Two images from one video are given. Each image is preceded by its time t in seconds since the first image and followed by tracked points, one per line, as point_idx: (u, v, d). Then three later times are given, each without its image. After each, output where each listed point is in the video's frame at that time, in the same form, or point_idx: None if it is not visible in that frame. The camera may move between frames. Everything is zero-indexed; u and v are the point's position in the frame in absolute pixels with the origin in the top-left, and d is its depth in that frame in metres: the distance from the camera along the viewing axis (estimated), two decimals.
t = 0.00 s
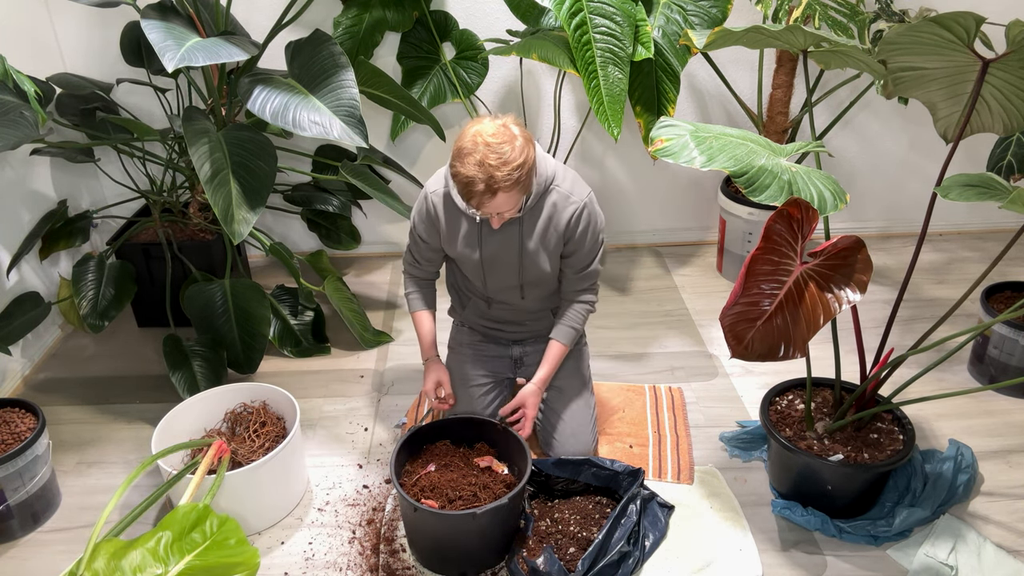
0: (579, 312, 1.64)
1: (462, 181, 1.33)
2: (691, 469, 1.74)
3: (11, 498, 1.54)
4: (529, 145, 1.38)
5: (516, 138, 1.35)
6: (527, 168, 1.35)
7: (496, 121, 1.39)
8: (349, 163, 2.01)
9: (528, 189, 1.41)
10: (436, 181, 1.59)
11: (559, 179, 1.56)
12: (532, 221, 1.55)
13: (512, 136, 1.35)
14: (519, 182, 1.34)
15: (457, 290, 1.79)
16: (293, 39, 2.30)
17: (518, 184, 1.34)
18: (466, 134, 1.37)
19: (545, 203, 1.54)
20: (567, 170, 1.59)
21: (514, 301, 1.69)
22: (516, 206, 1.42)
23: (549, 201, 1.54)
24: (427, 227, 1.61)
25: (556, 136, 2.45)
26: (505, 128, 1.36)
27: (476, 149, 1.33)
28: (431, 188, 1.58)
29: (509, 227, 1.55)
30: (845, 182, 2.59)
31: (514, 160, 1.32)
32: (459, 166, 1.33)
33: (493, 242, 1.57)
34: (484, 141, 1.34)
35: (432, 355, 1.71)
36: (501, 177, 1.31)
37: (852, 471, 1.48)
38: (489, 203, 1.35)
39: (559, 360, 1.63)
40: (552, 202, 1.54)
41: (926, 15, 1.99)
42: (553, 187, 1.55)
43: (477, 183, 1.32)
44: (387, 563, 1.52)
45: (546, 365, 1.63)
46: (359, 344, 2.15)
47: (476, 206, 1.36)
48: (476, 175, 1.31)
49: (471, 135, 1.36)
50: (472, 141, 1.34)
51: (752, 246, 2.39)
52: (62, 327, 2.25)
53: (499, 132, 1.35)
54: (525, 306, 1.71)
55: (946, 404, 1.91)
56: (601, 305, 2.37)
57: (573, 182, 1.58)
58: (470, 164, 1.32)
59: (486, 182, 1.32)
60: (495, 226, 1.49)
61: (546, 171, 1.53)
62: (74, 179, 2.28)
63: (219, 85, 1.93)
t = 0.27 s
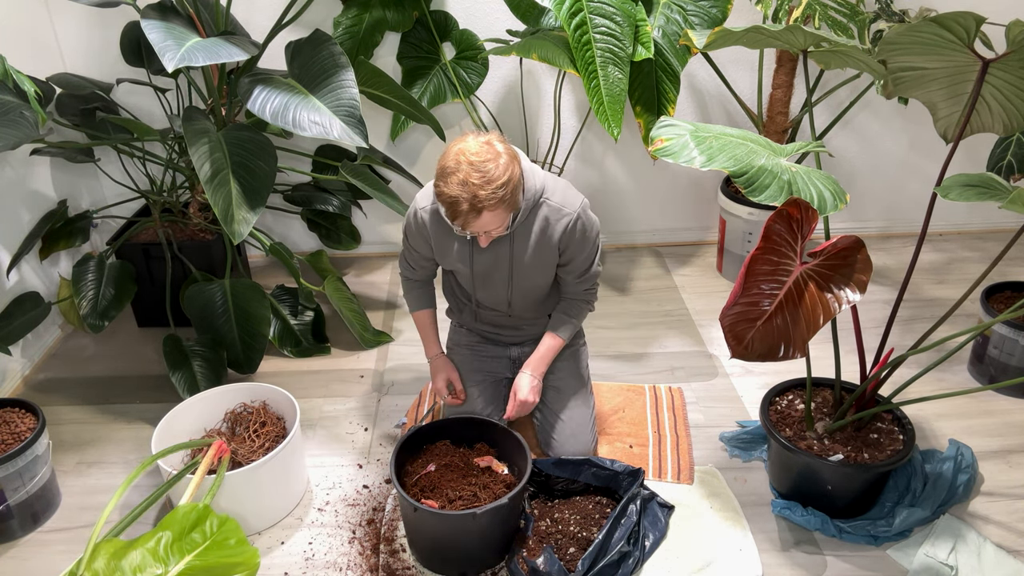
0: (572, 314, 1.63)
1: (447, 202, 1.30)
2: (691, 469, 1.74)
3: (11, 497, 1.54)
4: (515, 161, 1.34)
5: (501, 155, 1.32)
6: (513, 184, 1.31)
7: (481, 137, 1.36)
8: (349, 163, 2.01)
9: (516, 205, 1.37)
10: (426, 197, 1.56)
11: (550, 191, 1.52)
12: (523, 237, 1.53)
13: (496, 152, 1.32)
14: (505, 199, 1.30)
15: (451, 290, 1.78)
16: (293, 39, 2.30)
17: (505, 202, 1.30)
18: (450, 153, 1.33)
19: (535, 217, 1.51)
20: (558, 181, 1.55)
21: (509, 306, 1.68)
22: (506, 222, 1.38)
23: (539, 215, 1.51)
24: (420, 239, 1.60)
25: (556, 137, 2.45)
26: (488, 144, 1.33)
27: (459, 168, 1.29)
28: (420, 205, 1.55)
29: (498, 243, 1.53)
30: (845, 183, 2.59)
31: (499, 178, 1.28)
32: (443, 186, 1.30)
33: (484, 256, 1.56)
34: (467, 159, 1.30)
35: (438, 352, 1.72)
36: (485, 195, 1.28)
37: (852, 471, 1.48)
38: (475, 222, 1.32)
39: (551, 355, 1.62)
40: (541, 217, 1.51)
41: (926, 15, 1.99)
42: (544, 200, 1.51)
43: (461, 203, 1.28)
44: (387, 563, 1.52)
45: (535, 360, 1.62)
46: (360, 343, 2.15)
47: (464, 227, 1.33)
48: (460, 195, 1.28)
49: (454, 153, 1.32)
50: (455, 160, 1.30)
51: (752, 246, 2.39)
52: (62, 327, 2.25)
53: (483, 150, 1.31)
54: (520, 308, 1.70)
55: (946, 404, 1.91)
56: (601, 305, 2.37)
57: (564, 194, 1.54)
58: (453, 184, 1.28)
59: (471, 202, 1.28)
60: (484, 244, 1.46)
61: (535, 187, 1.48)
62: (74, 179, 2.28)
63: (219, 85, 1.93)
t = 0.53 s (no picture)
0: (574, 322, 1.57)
1: (438, 204, 1.29)
2: (691, 469, 1.74)
3: (11, 498, 1.54)
4: (506, 164, 1.33)
5: (492, 157, 1.30)
6: (504, 186, 1.30)
7: (472, 140, 1.34)
8: (349, 163, 2.01)
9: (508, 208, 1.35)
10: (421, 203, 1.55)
11: (545, 198, 1.50)
12: (517, 243, 1.51)
13: (487, 154, 1.31)
14: (496, 202, 1.29)
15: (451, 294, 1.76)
16: (293, 39, 2.30)
17: (496, 204, 1.29)
18: (441, 154, 1.32)
19: (528, 224, 1.49)
20: (553, 187, 1.53)
21: (506, 311, 1.67)
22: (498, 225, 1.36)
23: (533, 221, 1.49)
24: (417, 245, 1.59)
25: (556, 136, 2.45)
26: (480, 147, 1.32)
27: (450, 169, 1.27)
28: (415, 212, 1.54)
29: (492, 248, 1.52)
30: (845, 183, 2.59)
31: (489, 180, 1.27)
32: (433, 188, 1.29)
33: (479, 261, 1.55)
34: (458, 160, 1.28)
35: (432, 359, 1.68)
36: (476, 196, 1.26)
37: (852, 471, 1.48)
38: (467, 224, 1.30)
39: (555, 367, 1.55)
40: (535, 224, 1.49)
41: (926, 15, 1.99)
42: (538, 207, 1.49)
43: (452, 205, 1.27)
44: (387, 563, 1.52)
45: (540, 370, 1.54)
46: (360, 343, 2.15)
47: (456, 228, 1.31)
48: (451, 196, 1.26)
49: (445, 155, 1.31)
50: (445, 162, 1.29)
51: (752, 246, 2.39)
52: (62, 327, 2.25)
53: (474, 152, 1.30)
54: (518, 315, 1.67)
55: (946, 404, 1.91)
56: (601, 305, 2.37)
57: (559, 200, 1.52)
58: (444, 186, 1.27)
59: (462, 203, 1.26)
60: (478, 249, 1.45)
61: (529, 193, 1.47)
62: (74, 179, 2.28)
63: (219, 85, 1.92)
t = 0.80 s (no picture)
0: (574, 329, 1.57)
1: (444, 216, 1.28)
2: (691, 469, 1.74)
3: (11, 497, 1.54)
4: (506, 167, 1.33)
5: (492, 164, 1.29)
6: (508, 191, 1.29)
7: (470, 147, 1.33)
8: (348, 163, 2.01)
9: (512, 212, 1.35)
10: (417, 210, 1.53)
11: (544, 203, 1.50)
12: (517, 248, 1.51)
13: (487, 160, 1.30)
14: (502, 207, 1.29)
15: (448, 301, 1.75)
16: (293, 39, 2.30)
17: (502, 211, 1.29)
18: (440, 164, 1.30)
19: (527, 228, 1.49)
20: (551, 191, 1.53)
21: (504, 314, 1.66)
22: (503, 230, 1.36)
23: (532, 226, 1.48)
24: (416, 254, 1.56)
25: (556, 136, 2.45)
26: (479, 154, 1.31)
27: (453, 179, 1.26)
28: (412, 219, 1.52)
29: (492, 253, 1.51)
30: (845, 183, 2.59)
31: (494, 187, 1.26)
32: (438, 199, 1.27)
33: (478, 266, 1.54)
34: (460, 169, 1.27)
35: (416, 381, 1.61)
36: (483, 205, 1.25)
37: (852, 471, 1.48)
38: (474, 233, 1.30)
39: (561, 383, 1.53)
40: (534, 229, 1.49)
41: (926, 15, 1.99)
42: (537, 211, 1.49)
43: (458, 215, 1.26)
44: (387, 563, 1.52)
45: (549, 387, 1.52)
46: (360, 344, 2.15)
47: (464, 238, 1.31)
48: (457, 207, 1.25)
49: (446, 164, 1.30)
50: (447, 172, 1.28)
51: (752, 246, 2.39)
52: (62, 327, 2.25)
53: (475, 160, 1.29)
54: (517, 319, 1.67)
55: (946, 404, 1.91)
56: (601, 305, 2.37)
57: (558, 205, 1.51)
58: (449, 197, 1.26)
59: (469, 213, 1.26)
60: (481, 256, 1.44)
61: (528, 197, 1.46)
62: (74, 179, 2.28)
63: (219, 85, 1.92)
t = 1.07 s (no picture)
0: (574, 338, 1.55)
1: (446, 218, 1.27)
2: (691, 469, 1.74)
3: (12, 497, 1.54)
4: (510, 170, 1.32)
5: (496, 167, 1.29)
6: (511, 194, 1.29)
7: (475, 149, 1.33)
8: (348, 163, 2.01)
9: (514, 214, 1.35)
10: (417, 210, 1.53)
11: (544, 204, 1.50)
12: (517, 249, 1.51)
13: (492, 163, 1.30)
14: (504, 211, 1.29)
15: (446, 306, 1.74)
16: (293, 39, 2.30)
17: (504, 215, 1.29)
18: (444, 166, 1.30)
19: (528, 228, 1.49)
20: (551, 192, 1.53)
21: (503, 316, 1.66)
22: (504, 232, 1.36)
23: (532, 226, 1.48)
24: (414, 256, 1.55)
25: (556, 136, 2.45)
26: (483, 156, 1.30)
27: (457, 182, 1.26)
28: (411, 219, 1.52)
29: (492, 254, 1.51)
30: (845, 183, 2.59)
31: (497, 192, 1.26)
32: (441, 202, 1.27)
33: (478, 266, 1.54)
34: (464, 172, 1.27)
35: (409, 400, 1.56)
36: (485, 209, 1.25)
37: (852, 471, 1.48)
38: (476, 236, 1.30)
39: (562, 399, 1.51)
40: (534, 229, 1.49)
41: (926, 15, 1.99)
42: (537, 211, 1.49)
43: (461, 219, 1.26)
44: (387, 563, 1.52)
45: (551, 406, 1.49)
46: (359, 344, 2.15)
47: (466, 240, 1.31)
48: (459, 211, 1.25)
49: (449, 166, 1.29)
50: (450, 174, 1.27)
51: (752, 246, 2.39)
52: (62, 327, 2.25)
53: (479, 163, 1.28)
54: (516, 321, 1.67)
55: (946, 404, 1.91)
56: (602, 305, 2.37)
57: (558, 205, 1.51)
58: (451, 201, 1.26)
59: (471, 216, 1.26)
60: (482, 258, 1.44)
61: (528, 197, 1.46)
62: (74, 179, 2.28)
63: (219, 85, 1.92)
